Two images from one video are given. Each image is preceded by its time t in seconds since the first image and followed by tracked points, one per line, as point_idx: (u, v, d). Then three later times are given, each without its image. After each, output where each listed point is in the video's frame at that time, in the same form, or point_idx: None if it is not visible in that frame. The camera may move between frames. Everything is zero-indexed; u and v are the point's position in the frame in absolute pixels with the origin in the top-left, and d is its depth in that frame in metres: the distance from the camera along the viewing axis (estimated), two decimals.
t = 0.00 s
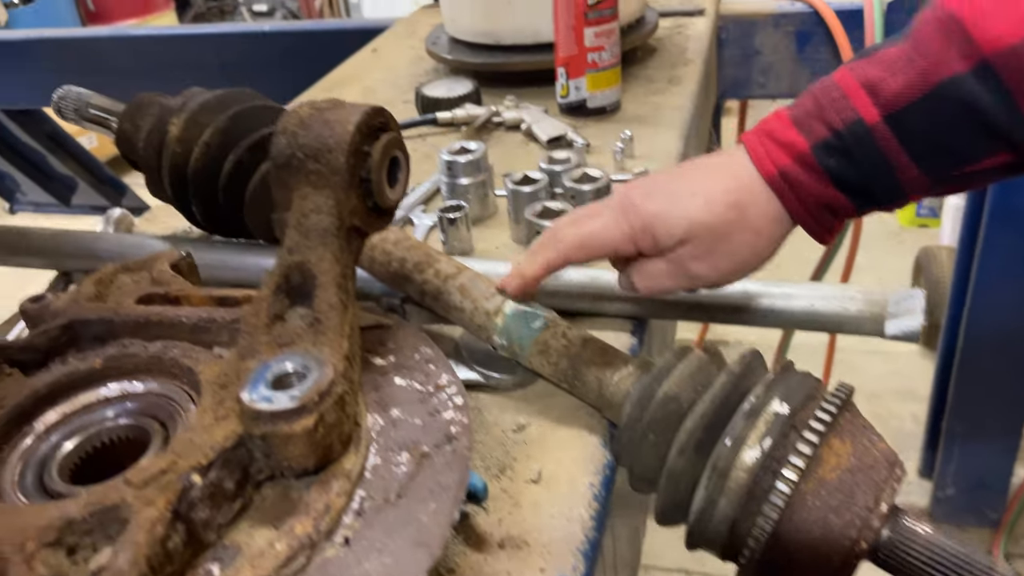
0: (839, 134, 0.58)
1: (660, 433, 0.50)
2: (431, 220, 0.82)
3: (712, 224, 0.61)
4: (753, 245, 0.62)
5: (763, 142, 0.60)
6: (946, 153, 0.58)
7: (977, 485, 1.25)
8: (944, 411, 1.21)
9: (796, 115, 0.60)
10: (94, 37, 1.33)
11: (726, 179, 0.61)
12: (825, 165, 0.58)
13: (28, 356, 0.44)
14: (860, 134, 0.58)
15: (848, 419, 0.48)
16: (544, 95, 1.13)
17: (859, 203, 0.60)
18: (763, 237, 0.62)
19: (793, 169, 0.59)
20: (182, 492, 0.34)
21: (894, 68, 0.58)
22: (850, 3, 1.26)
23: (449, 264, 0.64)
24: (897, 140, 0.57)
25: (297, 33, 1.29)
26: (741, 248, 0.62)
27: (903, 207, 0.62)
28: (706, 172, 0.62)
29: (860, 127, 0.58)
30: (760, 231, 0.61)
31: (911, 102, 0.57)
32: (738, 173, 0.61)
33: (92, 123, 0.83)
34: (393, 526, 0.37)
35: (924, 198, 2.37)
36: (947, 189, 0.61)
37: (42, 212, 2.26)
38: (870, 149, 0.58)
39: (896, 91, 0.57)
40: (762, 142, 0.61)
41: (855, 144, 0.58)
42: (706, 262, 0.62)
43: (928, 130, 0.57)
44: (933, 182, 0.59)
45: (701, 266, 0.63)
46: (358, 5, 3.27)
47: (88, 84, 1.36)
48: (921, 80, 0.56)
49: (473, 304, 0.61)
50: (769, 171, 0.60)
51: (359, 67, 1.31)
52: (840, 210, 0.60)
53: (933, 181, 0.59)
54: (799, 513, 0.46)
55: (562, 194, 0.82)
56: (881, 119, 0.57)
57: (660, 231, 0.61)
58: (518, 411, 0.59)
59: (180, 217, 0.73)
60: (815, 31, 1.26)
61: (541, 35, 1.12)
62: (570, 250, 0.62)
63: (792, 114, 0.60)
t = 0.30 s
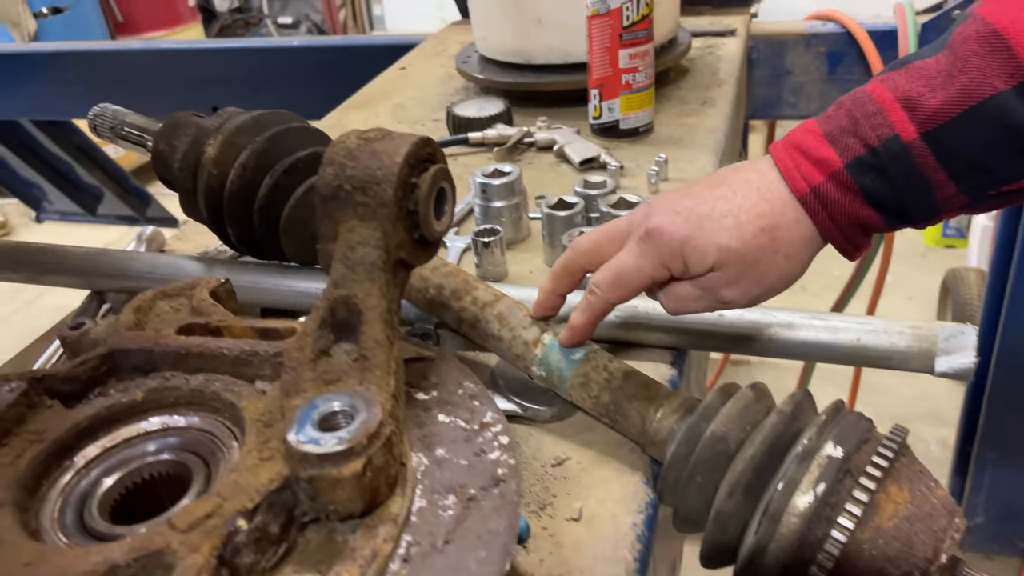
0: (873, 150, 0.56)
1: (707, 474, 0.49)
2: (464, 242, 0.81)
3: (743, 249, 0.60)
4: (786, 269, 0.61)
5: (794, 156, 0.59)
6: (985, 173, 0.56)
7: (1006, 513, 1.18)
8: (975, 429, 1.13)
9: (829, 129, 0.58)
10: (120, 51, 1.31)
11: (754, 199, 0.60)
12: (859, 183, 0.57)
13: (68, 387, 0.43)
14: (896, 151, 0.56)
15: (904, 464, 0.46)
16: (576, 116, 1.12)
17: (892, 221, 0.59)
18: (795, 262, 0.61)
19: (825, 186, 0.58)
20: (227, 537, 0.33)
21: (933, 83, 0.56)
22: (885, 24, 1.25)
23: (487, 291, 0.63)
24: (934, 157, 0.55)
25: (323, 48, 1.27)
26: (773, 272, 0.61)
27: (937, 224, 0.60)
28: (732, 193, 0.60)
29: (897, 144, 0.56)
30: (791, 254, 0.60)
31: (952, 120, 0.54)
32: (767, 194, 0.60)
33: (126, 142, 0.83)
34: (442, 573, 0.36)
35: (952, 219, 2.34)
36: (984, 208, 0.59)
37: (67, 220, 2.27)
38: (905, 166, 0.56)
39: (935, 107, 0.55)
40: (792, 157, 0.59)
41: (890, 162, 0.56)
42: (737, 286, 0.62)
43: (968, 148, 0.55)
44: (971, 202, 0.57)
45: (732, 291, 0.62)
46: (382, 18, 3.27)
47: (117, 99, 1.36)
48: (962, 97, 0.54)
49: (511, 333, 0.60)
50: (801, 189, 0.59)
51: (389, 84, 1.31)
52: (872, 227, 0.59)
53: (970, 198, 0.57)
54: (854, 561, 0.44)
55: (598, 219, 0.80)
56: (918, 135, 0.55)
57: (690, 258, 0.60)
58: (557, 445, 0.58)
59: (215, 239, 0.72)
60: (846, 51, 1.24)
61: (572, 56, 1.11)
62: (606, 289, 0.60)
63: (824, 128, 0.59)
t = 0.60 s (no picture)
0: (903, 113, 0.56)
1: (746, 500, 0.48)
2: (491, 257, 0.81)
3: (751, 193, 0.58)
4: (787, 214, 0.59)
5: (816, 111, 0.58)
6: (1009, 149, 0.57)
7: None
8: (997, 448, 1.05)
9: (855, 89, 0.59)
10: (141, 61, 1.30)
11: (770, 140, 0.59)
12: (883, 144, 0.57)
13: (104, 405, 0.42)
14: (926, 115, 0.56)
15: (951, 495, 0.45)
16: (601, 130, 1.12)
17: (909, 190, 0.59)
18: (796, 208, 0.59)
19: (846, 142, 0.57)
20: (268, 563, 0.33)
21: (968, 52, 0.57)
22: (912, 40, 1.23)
23: (518, 309, 0.63)
24: (962, 125, 0.57)
25: (347, 60, 1.27)
26: (773, 220, 0.59)
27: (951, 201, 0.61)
28: (752, 132, 0.59)
29: (927, 110, 0.56)
30: (795, 206, 0.59)
31: (986, 88, 0.56)
32: (785, 142, 0.58)
33: (155, 154, 0.83)
34: None
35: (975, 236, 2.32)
36: (999, 190, 0.60)
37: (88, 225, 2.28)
38: (933, 133, 0.56)
39: (970, 77, 0.56)
40: (813, 111, 0.59)
41: (919, 126, 0.56)
42: (731, 229, 0.60)
43: (997, 120, 0.56)
44: (990, 177, 0.59)
45: (724, 234, 0.61)
46: (400, 29, 3.29)
47: (141, 108, 1.36)
48: (998, 66, 0.55)
49: (543, 352, 0.60)
50: (821, 143, 0.58)
51: (413, 96, 1.31)
52: (888, 193, 0.59)
53: (986, 176, 0.59)
54: None
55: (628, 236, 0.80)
56: (950, 102, 0.56)
57: (692, 188, 0.59)
58: (589, 466, 0.57)
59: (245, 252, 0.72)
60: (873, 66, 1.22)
61: (600, 70, 1.10)
62: (590, 202, 0.59)
63: (850, 88, 0.59)
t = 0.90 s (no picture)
0: (921, 174, 0.56)
1: (765, 512, 0.47)
2: (506, 264, 0.81)
3: (775, 260, 0.58)
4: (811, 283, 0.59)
5: (834, 171, 0.58)
6: None
7: None
8: (1010, 463, 1.04)
9: (873, 148, 0.58)
10: (156, 67, 1.31)
11: (794, 204, 0.58)
12: (902, 207, 0.57)
13: (122, 409, 0.42)
14: (944, 175, 0.56)
15: (974, 509, 0.45)
16: (615, 138, 1.12)
17: (929, 248, 0.59)
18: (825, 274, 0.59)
19: (865, 204, 0.57)
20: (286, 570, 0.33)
21: (986, 110, 0.56)
22: (928, 49, 1.22)
23: (534, 317, 0.63)
24: (981, 184, 0.56)
25: (361, 66, 1.27)
26: (800, 286, 0.59)
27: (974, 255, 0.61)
28: (776, 195, 0.59)
29: (945, 170, 0.56)
30: (821, 271, 0.59)
31: (1003, 148, 0.55)
32: (807, 206, 0.58)
33: (171, 159, 0.83)
34: None
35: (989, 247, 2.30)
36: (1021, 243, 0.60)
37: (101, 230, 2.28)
38: (951, 192, 0.56)
39: (988, 136, 0.55)
40: (831, 172, 0.58)
41: (938, 186, 0.56)
42: (755, 292, 0.60)
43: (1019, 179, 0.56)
44: (1013, 234, 0.58)
45: (749, 297, 0.61)
46: (412, 35, 3.30)
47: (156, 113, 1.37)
48: (1016, 125, 0.55)
49: (559, 360, 0.59)
50: (841, 206, 0.57)
51: (427, 103, 1.31)
52: (910, 253, 0.58)
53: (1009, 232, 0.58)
54: None
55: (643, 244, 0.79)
56: (967, 162, 0.56)
57: (718, 251, 0.59)
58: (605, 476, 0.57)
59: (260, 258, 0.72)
60: (889, 76, 1.22)
61: (614, 78, 1.10)
62: (615, 262, 0.60)
63: (867, 147, 0.59)
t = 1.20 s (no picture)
0: (934, 172, 0.54)
1: (774, 517, 0.47)
2: (514, 268, 0.81)
3: (794, 255, 0.54)
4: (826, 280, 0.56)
5: (846, 169, 0.55)
6: None
7: None
8: (1017, 469, 1.04)
9: (887, 145, 0.56)
10: (164, 70, 1.32)
11: (810, 200, 0.54)
12: (916, 205, 0.54)
13: (132, 410, 0.42)
14: (959, 174, 0.54)
15: (982, 513, 0.45)
16: (621, 142, 1.12)
17: (939, 246, 0.56)
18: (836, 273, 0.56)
19: (878, 203, 0.54)
20: (297, 571, 0.33)
21: (999, 108, 0.54)
22: (933, 54, 1.22)
23: (541, 319, 0.63)
24: (993, 183, 0.54)
25: (369, 70, 1.27)
26: (808, 282, 0.56)
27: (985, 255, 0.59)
28: (794, 189, 0.54)
29: (958, 167, 0.54)
30: (833, 268, 0.55)
31: (1016, 147, 0.53)
32: (823, 203, 0.54)
33: (180, 162, 0.84)
34: None
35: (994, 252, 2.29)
36: None
37: (107, 233, 2.28)
38: (965, 191, 0.54)
39: (1003, 134, 0.54)
40: (845, 168, 0.55)
41: (953, 184, 0.54)
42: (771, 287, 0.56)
43: None
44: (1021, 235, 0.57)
45: (759, 291, 0.57)
46: (417, 40, 3.30)
47: (163, 116, 1.37)
48: None
49: (566, 363, 0.59)
50: (854, 204, 0.54)
51: (433, 107, 1.31)
52: (920, 251, 0.56)
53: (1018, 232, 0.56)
54: None
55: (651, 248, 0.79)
56: (980, 160, 0.54)
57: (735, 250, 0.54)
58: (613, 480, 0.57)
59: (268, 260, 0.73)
60: (894, 81, 1.22)
61: (621, 83, 1.11)
62: (647, 275, 0.55)
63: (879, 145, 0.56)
